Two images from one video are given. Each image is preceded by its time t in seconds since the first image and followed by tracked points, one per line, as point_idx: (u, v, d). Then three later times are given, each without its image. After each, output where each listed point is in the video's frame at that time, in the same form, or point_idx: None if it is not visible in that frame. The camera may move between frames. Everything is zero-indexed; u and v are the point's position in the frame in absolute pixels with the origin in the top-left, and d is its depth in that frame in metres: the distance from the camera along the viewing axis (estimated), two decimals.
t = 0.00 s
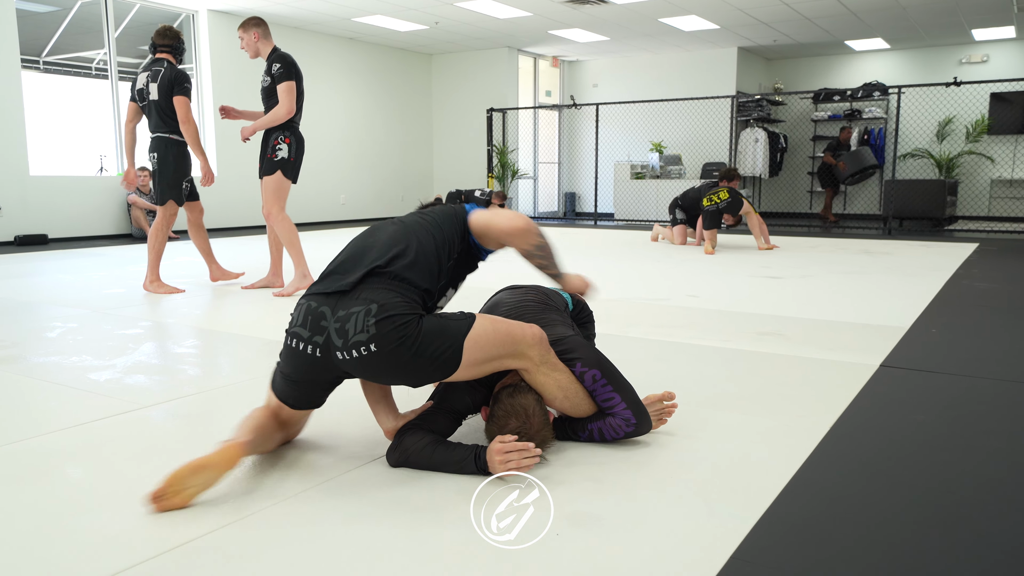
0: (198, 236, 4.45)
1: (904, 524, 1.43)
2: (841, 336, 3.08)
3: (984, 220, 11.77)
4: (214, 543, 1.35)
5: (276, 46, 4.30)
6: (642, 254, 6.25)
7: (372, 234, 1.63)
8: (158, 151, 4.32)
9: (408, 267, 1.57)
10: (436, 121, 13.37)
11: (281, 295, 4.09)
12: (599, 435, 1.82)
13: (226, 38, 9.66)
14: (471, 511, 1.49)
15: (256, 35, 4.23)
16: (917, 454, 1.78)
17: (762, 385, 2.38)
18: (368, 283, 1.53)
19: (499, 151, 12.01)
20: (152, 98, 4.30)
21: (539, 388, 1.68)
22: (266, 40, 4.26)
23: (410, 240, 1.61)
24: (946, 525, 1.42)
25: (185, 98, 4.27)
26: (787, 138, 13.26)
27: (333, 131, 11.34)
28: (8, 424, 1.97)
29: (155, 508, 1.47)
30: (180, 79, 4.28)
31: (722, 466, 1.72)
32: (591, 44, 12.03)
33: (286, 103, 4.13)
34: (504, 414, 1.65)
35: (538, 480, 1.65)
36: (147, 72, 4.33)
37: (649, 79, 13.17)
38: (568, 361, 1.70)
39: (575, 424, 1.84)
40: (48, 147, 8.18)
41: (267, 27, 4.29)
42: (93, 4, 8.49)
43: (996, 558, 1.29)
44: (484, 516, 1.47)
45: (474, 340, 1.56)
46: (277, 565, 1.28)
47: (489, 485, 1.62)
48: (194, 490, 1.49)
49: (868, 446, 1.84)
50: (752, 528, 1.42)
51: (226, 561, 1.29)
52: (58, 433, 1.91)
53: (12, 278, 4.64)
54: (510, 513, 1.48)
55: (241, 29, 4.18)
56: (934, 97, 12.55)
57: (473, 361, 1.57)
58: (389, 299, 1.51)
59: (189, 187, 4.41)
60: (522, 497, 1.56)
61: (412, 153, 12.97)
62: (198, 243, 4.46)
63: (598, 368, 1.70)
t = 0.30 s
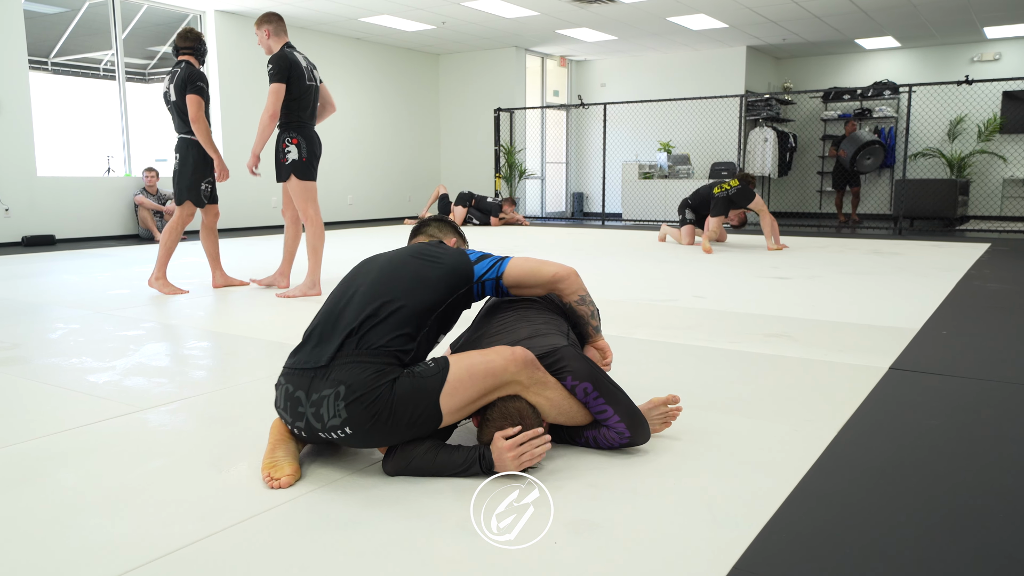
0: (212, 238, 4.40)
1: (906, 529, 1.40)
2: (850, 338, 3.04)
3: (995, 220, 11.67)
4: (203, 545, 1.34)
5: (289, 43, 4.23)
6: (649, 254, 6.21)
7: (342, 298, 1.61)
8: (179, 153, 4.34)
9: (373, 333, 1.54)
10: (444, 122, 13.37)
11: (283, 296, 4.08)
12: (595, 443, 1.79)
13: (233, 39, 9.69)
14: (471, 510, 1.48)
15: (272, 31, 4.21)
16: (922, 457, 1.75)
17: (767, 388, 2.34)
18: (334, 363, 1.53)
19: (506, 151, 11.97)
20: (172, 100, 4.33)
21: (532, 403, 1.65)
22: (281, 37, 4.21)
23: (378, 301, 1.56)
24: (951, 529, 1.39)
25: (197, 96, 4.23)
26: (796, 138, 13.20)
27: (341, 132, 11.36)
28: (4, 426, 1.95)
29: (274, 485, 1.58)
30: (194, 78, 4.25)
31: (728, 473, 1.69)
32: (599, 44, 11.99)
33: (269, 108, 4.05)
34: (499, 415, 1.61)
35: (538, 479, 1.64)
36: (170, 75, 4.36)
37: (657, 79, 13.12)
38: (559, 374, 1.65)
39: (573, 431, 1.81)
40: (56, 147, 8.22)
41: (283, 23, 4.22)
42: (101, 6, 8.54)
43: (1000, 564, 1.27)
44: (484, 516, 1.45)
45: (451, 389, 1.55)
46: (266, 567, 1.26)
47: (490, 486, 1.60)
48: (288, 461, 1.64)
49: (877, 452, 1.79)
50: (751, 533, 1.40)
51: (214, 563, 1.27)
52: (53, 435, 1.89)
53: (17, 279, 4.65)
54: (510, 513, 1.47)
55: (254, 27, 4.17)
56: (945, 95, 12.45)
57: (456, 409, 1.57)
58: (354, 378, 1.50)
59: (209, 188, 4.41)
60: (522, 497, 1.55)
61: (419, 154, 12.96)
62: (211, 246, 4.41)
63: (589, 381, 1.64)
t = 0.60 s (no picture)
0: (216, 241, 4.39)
1: (906, 530, 1.38)
2: (850, 337, 3.02)
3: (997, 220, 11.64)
4: (192, 546, 1.32)
5: (304, 40, 4.19)
6: (650, 254, 6.19)
7: (335, 289, 1.60)
8: (201, 152, 4.35)
9: (365, 324, 1.53)
10: (445, 122, 13.36)
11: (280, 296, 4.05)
12: (594, 445, 1.78)
13: (234, 38, 9.67)
14: (472, 511, 1.46)
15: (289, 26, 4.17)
16: (923, 458, 1.73)
17: (767, 388, 2.32)
18: (326, 356, 1.51)
19: (508, 151, 11.93)
20: (191, 98, 4.35)
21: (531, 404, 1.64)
22: (297, 33, 4.17)
23: (370, 291, 1.55)
24: (952, 531, 1.37)
25: (214, 93, 4.22)
26: (799, 138, 13.16)
27: (342, 132, 11.35)
28: None
29: (267, 486, 1.56)
30: (211, 75, 4.25)
31: (727, 473, 1.67)
32: (601, 43, 11.97)
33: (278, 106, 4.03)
34: (494, 419, 1.60)
35: (538, 479, 1.62)
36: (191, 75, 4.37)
37: (659, 78, 13.10)
38: (560, 375, 1.65)
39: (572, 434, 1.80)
40: (56, 146, 8.21)
41: (301, 19, 4.16)
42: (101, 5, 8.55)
43: (1000, 565, 1.25)
44: (484, 516, 1.44)
45: (448, 385, 1.54)
46: (256, 569, 1.24)
47: (489, 487, 1.58)
48: (283, 462, 1.63)
49: (878, 452, 1.78)
50: (750, 533, 1.38)
51: (203, 564, 1.26)
52: (47, 435, 1.87)
53: (16, 280, 4.64)
54: (509, 513, 1.45)
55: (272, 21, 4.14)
56: (948, 95, 12.41)
57: (455, 405, 1.56)
58: (346, 370, 1.48)
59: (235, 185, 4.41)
60: (522, 497, 1.53)
61: (420, 154, 12.95)
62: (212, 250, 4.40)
63: (591, 382, 1.63)
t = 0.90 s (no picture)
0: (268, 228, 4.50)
1: (908, 528, 1.37)
2: (853, 337, 3.01)
3: (999, 220, 11.62)
4: (194, 545, 1.31)
5: (332, 42, 4.20)
6: (652, 254, 6.19)
7: (340, 294, 1.60)
8: (223, 153, 4.37)
9: (372, 328, 1.52)
10: (446, 122, 13.36)
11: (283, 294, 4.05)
12: (600, 445, 1.78)
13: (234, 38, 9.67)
14: (471, 511, 1.45)
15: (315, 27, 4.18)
16: (927, 458, 1.72)
17: (770, 387, 2.31)
18: (333, 360, 1.51)
19: (509, 150, 11.90)
20: (214, 100, 4.36)
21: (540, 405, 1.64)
22: (324, 35, 4.19)
23: (376, 295, 1.54)
24: (953, 530, 1.37)
25: (236, 97, 4.23)
26: (800, 138, 13.16)
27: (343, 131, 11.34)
28: None
29: (268, 484, 1.56)
30: (234, 78, 4.26)
31: (731, 472, 1.66)
32: (602, 43, 11.95)
33: (311, 106, 4.06)
34: (501, 422, 1.59)
35: (539, 479, 1.61)
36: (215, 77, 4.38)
37: (660, 78, 13.10)
38: (570, 375, 1.63)
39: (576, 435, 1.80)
40: (57, 146, 8.21)
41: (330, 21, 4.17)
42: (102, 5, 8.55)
43: (1004, 565, 1.24)
44: (484, 516, 1.43)
45: (457, 389, 1.53)
46: (258, 568, 1.23)
47: (489, 486, 1.57)
48: (285, 460, 1.63)
49: (882, 451, 1.77)
50: (754, 533, 1.37)
51: (204, 563, 1.25)
52: (48, 434, 1.86)
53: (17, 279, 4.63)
54: (509, 513, 1.45)
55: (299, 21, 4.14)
56: (950, 94, 12.40)
57: (463, 409, 1.55)
58: (355, 374, 1.48)
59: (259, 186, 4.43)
60: (522, 496, 1.52)
61: (421, 154, 12.95)
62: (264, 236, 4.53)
63: (600, 383, 1.62)
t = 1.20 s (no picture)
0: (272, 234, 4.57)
1: (908, 528, 1.37)
2: (854, 336, 3.01)
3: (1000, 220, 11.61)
4: (195, 543, 1.31)
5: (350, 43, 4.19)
6: (653, 254, 6.18)
7: (340, 288, 1.61)
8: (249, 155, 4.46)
9: (374, 316, 1.53)
10: (447, 122, 13.36)
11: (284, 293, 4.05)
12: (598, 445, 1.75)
13: (236, 38, 9.68)
14: (471, 512, 1.45)
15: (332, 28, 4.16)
16: (929, 457, 1.72)
17: (772, 387, 2.31)
18: (337, 351, 1.52)
19: (510, 151, 11.88)
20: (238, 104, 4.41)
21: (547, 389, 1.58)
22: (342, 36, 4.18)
23: (375, 283, 1.55)
24: (952, 529, 1.37)
25: (253, 106, 4.25)
26: (801, 138, 13.17)
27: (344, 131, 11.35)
28: None
29: (270, 483, 1.56)
30: (254, 86, 4.28)
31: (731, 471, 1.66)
32: (603, 43, 11.94)
33: (335, 98, 4.07)
34: (505, 408, 1.50)
35: (539, 479, 1.61)
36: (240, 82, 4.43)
37: (661, 78, 13.10)
38: (581, 362, 1.60)
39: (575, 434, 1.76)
40: (58, 146, 8.22)
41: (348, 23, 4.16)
42: (104, 5, 8.55)
43: (1003, 565, 1.24)
44: (484, 516, 1.43)
45: (461, 371, 1.50)
46: (261, 567, 1.23)
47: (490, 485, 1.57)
48: (289, 459, 1.63)
49: (883, 450, 1.77)
50: (755, 532, 1.38)
51: (205, 561, 1.25)
52: (50, 432, 1.87)
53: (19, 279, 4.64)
54: (510, 513, 1.45)
55: (317, 23, 4.11)
56: (952, 94, 12.39)
57: (469, 390, 1.51)
58: (359, 363, 1.48)
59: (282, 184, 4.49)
60: (522, 497, 1.52)
61: (422, 154, 12.95)
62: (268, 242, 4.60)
63: (610, 372, 1.60)
